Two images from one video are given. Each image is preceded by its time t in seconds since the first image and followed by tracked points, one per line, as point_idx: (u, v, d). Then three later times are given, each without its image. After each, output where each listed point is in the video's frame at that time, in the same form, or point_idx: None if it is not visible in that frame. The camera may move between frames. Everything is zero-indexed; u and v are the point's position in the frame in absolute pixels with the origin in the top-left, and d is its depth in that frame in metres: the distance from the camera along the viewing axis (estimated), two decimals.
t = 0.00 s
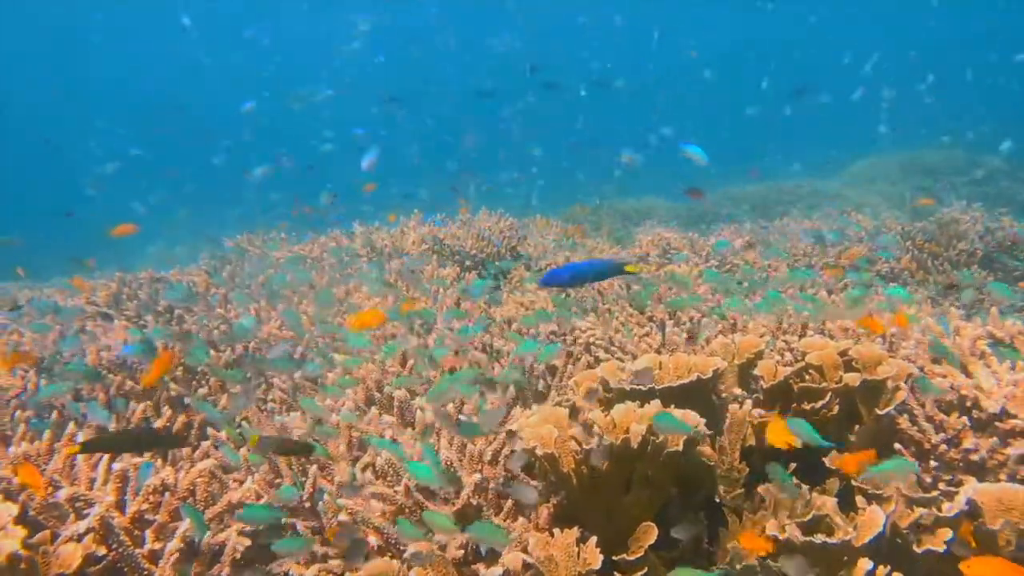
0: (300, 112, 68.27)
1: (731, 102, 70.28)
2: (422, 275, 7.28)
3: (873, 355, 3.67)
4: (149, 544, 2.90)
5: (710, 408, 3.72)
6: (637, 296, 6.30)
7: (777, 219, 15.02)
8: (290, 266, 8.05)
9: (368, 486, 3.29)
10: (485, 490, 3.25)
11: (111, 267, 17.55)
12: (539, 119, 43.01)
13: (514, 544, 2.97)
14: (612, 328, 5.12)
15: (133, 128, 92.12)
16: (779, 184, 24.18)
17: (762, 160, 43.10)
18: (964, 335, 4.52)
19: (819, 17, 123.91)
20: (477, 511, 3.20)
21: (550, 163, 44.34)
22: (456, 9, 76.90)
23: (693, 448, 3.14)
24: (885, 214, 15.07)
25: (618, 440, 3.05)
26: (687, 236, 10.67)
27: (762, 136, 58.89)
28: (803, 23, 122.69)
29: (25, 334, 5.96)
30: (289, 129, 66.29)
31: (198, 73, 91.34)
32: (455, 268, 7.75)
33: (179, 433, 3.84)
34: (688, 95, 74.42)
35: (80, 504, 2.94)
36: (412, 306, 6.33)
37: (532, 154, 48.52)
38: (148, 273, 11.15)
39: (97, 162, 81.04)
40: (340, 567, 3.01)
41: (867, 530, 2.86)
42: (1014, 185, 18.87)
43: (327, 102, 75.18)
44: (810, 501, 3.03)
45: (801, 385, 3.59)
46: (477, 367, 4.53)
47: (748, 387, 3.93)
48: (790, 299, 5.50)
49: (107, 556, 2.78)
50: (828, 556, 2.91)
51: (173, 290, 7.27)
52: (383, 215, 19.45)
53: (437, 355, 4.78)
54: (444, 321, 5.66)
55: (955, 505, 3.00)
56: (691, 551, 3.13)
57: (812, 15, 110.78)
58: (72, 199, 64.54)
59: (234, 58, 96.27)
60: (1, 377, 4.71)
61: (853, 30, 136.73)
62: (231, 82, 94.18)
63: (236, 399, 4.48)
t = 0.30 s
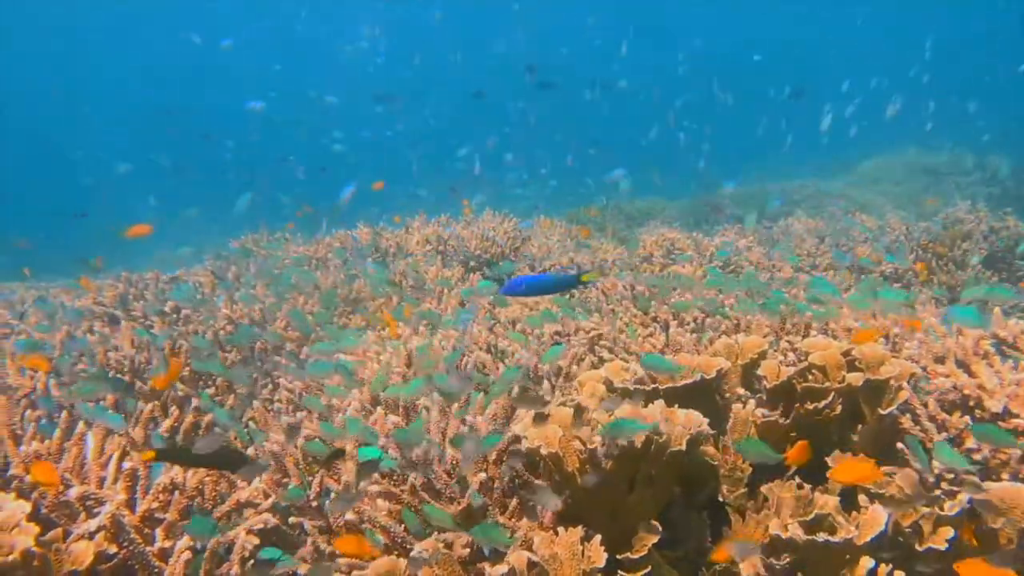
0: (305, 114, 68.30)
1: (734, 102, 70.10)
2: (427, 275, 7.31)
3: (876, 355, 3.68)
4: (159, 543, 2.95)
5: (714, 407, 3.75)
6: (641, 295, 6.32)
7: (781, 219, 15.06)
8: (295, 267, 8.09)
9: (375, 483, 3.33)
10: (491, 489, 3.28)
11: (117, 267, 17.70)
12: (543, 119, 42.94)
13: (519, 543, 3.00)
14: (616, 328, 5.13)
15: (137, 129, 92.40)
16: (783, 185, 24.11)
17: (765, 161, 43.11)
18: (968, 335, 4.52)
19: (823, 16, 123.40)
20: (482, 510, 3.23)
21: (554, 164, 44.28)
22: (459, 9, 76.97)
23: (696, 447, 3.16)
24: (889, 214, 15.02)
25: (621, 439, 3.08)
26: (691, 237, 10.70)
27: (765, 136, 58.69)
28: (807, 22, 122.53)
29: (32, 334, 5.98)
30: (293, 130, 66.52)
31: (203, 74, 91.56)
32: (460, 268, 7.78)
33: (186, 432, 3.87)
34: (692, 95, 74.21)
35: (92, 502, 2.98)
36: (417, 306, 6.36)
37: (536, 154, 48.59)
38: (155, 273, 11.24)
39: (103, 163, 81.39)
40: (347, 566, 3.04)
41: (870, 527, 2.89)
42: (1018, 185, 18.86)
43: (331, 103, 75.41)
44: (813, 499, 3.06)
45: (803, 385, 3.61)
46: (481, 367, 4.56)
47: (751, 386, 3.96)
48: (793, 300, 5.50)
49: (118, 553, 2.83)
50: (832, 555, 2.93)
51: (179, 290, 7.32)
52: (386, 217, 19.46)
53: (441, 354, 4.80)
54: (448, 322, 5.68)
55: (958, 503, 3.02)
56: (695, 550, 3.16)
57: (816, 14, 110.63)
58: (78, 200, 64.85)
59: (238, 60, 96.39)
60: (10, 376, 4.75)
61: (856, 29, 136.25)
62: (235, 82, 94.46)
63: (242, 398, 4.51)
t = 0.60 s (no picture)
0: (309, 114, 68.41)
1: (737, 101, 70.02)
2: (431, 275, 7.34)
3: (880, 354, 3.82)
4: (168, 541, 2.99)
5: (718, 405, 3.77)
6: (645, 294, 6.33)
7: (785, 219, 15.00)
8: (300, 266, 8.12)
9: (381, 482, 3.35)
10: (497, 488, 3.31)
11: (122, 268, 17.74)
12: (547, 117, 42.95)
13: (525, 541, 3.03)
14: (622, 327, 5.17)
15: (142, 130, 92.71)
16: (787, 184, 24.11)
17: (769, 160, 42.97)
18: (972, 335, 4.54)
19: (826, 12, 123.17)
20: (488, 508, 3.26)
21: (558, 163, 44.24)
22: (462, 8, 76.92)
23: (700, 446, 3.19)
24: (894, 213, 15.03)
25: (627, 437, 3.11)
26: (695, 237, 10.67)
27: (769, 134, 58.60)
28: (812, 20, 122.03)
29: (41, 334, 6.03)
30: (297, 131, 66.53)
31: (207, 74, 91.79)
32: (464, 268, 7.80)
33: (193, 428, 3.91)
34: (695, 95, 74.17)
35: (100, 500, 3.01)
36: (421, 305, 6.38)
37: (539, 154, 48.48)
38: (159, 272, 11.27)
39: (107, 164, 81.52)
40: (355, 564, 3.07)
41: (874, 525, 2.89)
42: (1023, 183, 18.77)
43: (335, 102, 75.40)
44: (817, 498, 3.07)
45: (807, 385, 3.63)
46: (486, 366, 4.57)
47: (755, 386, 3.99)
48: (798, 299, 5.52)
49: (127, 550, 2.86)
50: (836, 554, 2.95)
51: (183, 290, 7.35)
52: (391, 217, 19.52)
53: (448, 353, 4.85)
54: (455, 321, 5.73)
55: (961, 501, 3.03)
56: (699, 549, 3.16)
57: (820, 12, 110.22)
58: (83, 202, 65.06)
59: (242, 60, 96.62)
60: (19, 375, 4.79)
61: (860, 28, 135.99)
62: (239, 83, 94.57)
63: (248, 398, 4.54)
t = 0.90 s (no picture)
0: (312, 115, 68.53)
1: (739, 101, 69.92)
2: (436, 274, 7.35)
3: (886, 353, 3.84)
4: (178, 537, 3.00)
5: (724, 403, 3.79)
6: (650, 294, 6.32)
7: (789, 218, 15.02)
8: (306, 266, 8.14)
9: (389, 480, 3.36)
10: (504, 486, 3.33)
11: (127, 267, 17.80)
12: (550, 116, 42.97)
13: (533, 538, 3.04)
14: (627, 326, 5.19)
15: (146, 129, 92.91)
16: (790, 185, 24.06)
17: (773, 160, 42.96)
18: (979, 334, 4.52)
19: (828, 8, 122.86)
20: (495, 507, 3.28)
21: (561, 162, 44.22)
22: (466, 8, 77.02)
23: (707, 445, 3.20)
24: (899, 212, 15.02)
25: (634, 435, 3.12)
26: (699, 236, 10.68)
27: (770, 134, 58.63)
28: (816, 20, 121.87)
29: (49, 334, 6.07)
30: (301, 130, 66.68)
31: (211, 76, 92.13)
32: (469, 267, 7.80)
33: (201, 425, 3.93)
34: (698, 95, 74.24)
35: (111, 498, 3.03)
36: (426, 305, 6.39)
37: (542, 153, 48.48)
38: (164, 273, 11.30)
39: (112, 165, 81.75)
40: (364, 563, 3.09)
41: (882, 522, 2.90)
42: None
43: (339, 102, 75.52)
44: (824, 496, 3.08)
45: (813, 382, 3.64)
46: (491, 365, 4.57)
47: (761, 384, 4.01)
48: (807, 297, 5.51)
49: (138, 547, 2.88)
50: (843, 552, 2.96)
51: (190, 290, 7.37)
52: (395, 216, 19.57)
53: (455, 352, 4.87)
54: (461, 322, 5.74)
55: (970, 499, 3.03)
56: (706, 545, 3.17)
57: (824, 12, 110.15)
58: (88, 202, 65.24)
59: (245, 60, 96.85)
60: (30, 375, 4.82)
61: (863, 27, 135.88)
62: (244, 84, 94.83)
63: (255, 396, 4.56)
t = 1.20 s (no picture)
0: (315, 115, 68.60)
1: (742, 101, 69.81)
2: (441, 273, 7.36)
3: (892, 351, 3.83)
4: (185, 534, 3.01)
5: (729, 401, 3.79)
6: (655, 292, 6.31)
7: (796, 217, 14.99)
8: (311, 265, 8.15)
9: (395, 478, 3.35)
10: (511, 483, 3.34)
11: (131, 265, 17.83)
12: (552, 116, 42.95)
13: (539, 535, 3.05)
14: (631, 324, 5.19)
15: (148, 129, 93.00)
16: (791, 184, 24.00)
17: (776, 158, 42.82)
18: (987, 333, 4.50)
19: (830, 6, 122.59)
20: (502, 504, 3.28)
21: (563, 161, 44.18)
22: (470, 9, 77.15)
23: (714, 441, 3.20)
24: (905, 211, 14.97)
25: (641, 433, 3.12)
26: (703, 235, 10.66)
27: (772, 133, 58.51)
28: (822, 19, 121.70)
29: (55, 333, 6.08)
30: (305, 130, 66.72)
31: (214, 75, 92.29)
32: (473, 266, 7.81)
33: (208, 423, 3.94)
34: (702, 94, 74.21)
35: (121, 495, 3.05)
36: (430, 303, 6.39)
37: (545, 153, 48.45)
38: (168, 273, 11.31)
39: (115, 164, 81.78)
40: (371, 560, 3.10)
41: (889, 521, 2.90)
42: None
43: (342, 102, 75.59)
44: (830, 494, 3.08)
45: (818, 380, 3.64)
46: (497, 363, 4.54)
47: (766, 381, 4.01)
48: (811, 296, 5.51)
49: (147, 545, 2.91)
50: (851, 550, 2.96)
51: (195, 289, 7.39)
52: (398, 215, 19.57)
53: (460, 350, 4.88)
54: (464, 323, 5.73)
55: (978, 497, 3.03)
56: (711, 543, 3.16)
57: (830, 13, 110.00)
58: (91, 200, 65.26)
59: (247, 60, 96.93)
60: (38, 372, 4.83)
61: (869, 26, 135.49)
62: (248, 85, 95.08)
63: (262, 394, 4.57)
